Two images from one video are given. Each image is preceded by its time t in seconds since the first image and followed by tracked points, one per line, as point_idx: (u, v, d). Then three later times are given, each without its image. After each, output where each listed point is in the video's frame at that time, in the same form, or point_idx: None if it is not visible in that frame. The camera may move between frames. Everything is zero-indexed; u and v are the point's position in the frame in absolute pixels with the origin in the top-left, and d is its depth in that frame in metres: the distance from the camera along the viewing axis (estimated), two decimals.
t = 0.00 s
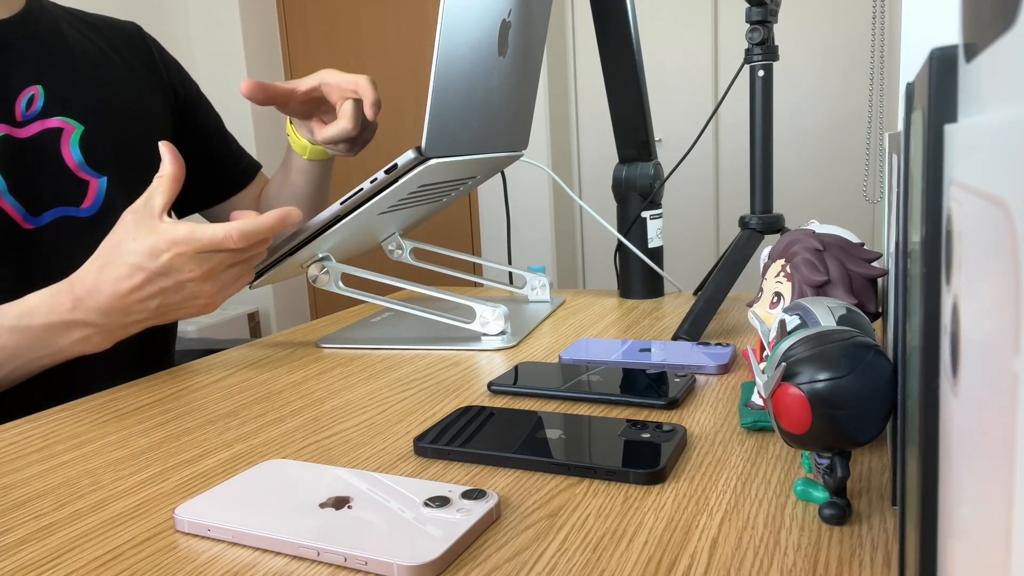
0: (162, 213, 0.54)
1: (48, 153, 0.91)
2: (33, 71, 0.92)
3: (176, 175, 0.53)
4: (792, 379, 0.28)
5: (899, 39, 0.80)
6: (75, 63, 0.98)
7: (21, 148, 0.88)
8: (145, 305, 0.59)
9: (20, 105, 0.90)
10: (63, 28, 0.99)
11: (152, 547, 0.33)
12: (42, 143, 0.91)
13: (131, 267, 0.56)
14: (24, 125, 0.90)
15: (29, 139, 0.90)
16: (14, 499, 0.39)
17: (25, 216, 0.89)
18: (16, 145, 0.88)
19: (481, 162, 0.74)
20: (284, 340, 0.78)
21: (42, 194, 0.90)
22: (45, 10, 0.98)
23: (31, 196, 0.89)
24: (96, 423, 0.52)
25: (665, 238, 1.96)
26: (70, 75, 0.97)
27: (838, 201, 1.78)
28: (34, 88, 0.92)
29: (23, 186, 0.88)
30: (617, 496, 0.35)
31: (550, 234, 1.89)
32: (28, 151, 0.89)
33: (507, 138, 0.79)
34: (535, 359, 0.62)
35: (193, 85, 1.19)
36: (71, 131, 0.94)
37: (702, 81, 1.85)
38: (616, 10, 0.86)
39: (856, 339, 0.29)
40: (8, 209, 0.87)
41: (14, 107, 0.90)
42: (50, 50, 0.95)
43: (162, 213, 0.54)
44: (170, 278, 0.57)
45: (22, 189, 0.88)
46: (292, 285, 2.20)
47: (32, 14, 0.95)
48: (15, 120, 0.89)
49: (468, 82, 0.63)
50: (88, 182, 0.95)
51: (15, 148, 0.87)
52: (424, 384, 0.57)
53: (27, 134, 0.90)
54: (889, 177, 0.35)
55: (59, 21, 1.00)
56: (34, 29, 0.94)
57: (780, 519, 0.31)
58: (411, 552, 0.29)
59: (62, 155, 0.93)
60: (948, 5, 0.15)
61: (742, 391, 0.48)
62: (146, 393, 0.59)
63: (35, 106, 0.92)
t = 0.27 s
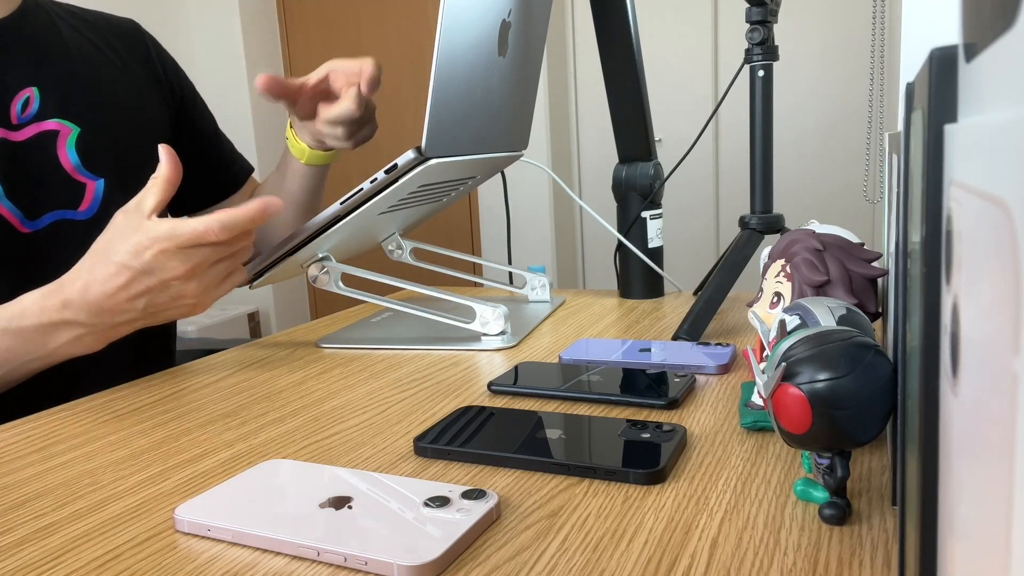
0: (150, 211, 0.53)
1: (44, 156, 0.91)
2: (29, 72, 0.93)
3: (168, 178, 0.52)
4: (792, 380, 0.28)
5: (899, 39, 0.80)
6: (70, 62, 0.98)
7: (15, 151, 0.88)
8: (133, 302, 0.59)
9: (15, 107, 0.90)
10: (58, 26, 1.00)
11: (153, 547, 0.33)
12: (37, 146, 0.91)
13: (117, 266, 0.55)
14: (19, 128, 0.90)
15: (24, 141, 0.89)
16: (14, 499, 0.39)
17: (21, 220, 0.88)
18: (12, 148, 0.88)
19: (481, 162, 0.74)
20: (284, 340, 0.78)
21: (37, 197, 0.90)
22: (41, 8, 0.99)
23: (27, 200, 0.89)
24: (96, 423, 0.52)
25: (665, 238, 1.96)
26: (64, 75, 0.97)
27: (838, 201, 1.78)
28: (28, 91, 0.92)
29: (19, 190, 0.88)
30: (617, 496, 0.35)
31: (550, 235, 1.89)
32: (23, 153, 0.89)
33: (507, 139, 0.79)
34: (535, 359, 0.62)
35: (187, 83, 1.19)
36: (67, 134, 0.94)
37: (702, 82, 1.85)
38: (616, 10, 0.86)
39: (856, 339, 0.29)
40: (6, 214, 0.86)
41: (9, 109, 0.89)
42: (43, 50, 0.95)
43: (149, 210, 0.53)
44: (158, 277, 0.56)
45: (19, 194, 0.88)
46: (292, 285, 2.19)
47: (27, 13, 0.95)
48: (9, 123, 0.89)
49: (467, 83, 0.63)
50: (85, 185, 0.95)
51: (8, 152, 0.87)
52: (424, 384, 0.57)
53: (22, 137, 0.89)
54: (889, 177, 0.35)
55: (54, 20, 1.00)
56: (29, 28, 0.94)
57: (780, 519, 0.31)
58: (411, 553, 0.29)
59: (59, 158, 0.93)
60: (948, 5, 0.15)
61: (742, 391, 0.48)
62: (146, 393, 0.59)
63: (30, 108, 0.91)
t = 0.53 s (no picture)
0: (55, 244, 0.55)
1: (36, 153, 0.92)
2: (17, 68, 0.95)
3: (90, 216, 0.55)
4: (792, 379, 0.28)
5: (899, 39, 0.80)
6: (58, 59, 0.99)
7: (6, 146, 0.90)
8: (22, 356, 0.56)
9: (7, 104, 0.92)
10: (49, 22, 1.01)
11: (153, 547, 0.33)
12: (29, 141, 0.92)
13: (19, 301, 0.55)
14: (11, 125, 0.91)
15: (14, 137, 0.91)
16: (14, 499, 0.39)
17: (12, 218, 0.89)
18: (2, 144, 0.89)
19: (480, 161, 0.74)
20: (284, 340, 0.78)
21: (29, 194, 0.91)
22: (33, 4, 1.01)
23: (17, 196, 0.90)
24: (96, 423, 0.52)
25: (665, 238, 1.96)
26: (53, 72, 0.98)
27: (838, 201, 1.78)
28: (19, 87, 0.94)
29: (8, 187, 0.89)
30: (617, 496, 0.35)
31: (550, 234, 1.89)
32: (14, 150, 0.90)
33: (507, 138, 0.79)
34: (535, 359, 0.62)
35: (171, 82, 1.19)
36: (60, 131, 0.95)
37: (702, 82, 1.85)
38: (616, 9, 0.86)
39: (856, 339, 0.29)
40: None
41: None
42: (30, 47, 0.97)
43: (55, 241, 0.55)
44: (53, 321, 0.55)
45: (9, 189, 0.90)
46: (292, 286, 2.19)
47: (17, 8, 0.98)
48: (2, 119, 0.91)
49: (467, 82, 0.63)
50: (78, 183, 0.96)
51: None
52: (424, 384, 0.57)
53: (14, 132, 0.91)
54: (888, 178, 0.35)
55: (45, 15, 1.02)
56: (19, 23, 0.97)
57: (780, 519, 0.31)
58: (411, 552, 0.29)
59: (51, 154, 0.94)
60: (948, 5, 0.15)
61: (742, 391, 0.47)
62: (145, 393, 0.59)
63: (21, 105, 0.93)
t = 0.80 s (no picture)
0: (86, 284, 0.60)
1: (27, 156, 0.93)
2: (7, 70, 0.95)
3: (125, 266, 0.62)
4: (792, 379, 0.28)
5: (900, 39, 0.80)
6: (51, 59, 0.99)
7: None
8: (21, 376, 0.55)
9: None
10: (43, 22, 1.01)
11: (153, 547, 0.33)
12: (20, 145, 0.93)
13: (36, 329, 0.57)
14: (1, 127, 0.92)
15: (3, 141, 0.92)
16: (14, 499, 0.39)
17: (4, 224, 0.92)
18: None
19: (480, 162, 0.74)
20: (284, 340, 0.78)
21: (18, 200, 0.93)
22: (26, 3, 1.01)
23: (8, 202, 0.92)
24: (95, 423, 0.52)
25: (665, 238, 1.96)
26: (45, 73, 0.98)
27: (838, 201, 1.78)
28: (9, 91, 0.95)
29: None
30: (616, 496, 0.35)
31: (550, 235, 1.89)
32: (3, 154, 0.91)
33: (507, 138, 0.79)
34: (535, 359, 0.62)
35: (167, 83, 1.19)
36: (50, 134, 0.96)
37: (702, 82, 1.85)
38: (617, 9, 0.86)
39: (856, 339, 0.29)
40: None
41: None
42: (23, 48, 0.97)
43: (89, 281, 0.60)
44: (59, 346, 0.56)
45: None
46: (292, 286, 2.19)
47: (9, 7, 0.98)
48: None
49: (467, 83, 0.63)
50: (69, 187, 0.97)
51: None
52: (424, 384, 0.57)
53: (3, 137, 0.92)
54: (889, 177, 0.35)
55: (40, 15, 1.02)
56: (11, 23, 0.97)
57: (780, 519, 0.31)
58: (410, 552, 0.29)
59: (43, 157, 0.94)
60: (949, 5, 0.15)
61: (742, 391, 0.47)
62: (145, 394, 0.59)
63: (11, 107, 0.94)
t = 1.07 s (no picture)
0: (125, 305, 0.63)
1: (33, 156, 0.93)
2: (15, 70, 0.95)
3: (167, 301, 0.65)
4: (792, 380, 0.28)
5: (900, 39, 0.80)
6: (58, 60, 1.00)
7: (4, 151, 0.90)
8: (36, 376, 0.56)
9: (5, 106, 0.93)
10: (50, 23, 1.02)
11: (152, 547, 0.33)
12: (27, 144, 0.93)
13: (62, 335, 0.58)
14: (7, 127, 0.92)
15: (10, 141, 0.91)
16: (14, 499, 0.39)
17: (6, 224, 0.91)
18: None
19: (480, 161, 0.74)
20: (284, 340, 0.78)
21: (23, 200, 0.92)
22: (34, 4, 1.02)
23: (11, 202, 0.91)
24: (95, 423, 0.52)
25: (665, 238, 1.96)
26: (52, 73, 0.99)
27: (838, 201, 1.78)
28: (17, 90, 0.95)
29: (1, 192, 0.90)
30: (616, 496, 0.35)
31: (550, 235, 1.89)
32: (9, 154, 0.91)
33: (507, 138, 0.79)
34: (535, 359, 0.62)
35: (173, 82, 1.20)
36: (56, 134, 0.96)
37: (702, 82, 1.85)
38: (617, 9, 0.86)
39: (856, 339, 0.29)
40: None
41: None
42: (30, 48, 0.98)
43: (131, 303, 0.63)
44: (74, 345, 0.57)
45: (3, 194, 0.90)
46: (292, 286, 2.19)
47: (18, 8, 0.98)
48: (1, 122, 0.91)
49: (467, 83, 0.63)
50: (74, 187, 0.98)
51: None
52: (424, 384, 0.57)
53: (11, 136, 0.92)
54: (889, 177, 0.35)
55: (47, 15, 1.03)
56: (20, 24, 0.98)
57: (780, 519, 0.31)
58: (410, 552, 0.29)
59: (49, 158, 0.95)
60: (949, 4, 0.15)
61: (742, 391, 0.47)
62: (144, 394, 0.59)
63: (19, 107, 0.94)
